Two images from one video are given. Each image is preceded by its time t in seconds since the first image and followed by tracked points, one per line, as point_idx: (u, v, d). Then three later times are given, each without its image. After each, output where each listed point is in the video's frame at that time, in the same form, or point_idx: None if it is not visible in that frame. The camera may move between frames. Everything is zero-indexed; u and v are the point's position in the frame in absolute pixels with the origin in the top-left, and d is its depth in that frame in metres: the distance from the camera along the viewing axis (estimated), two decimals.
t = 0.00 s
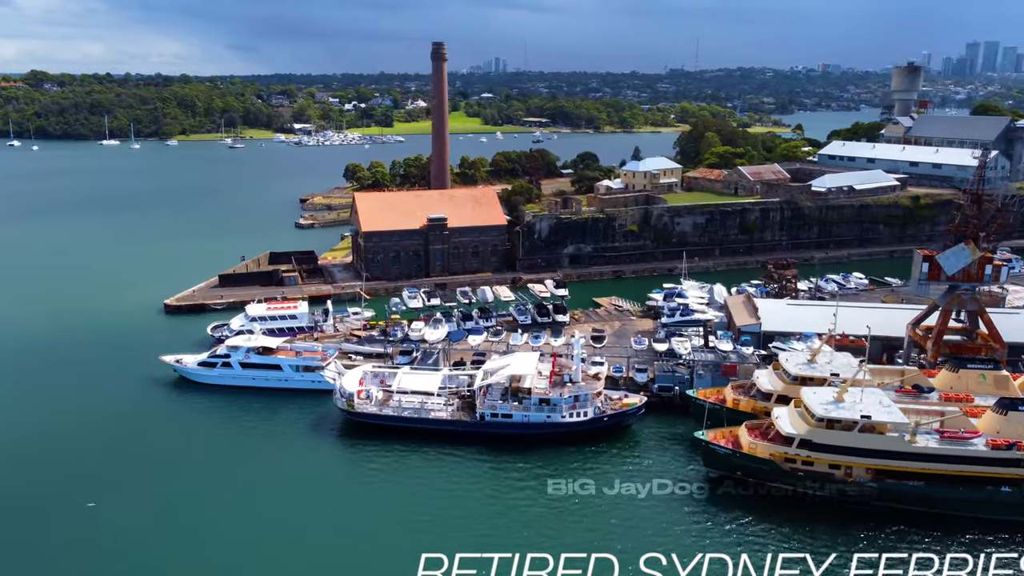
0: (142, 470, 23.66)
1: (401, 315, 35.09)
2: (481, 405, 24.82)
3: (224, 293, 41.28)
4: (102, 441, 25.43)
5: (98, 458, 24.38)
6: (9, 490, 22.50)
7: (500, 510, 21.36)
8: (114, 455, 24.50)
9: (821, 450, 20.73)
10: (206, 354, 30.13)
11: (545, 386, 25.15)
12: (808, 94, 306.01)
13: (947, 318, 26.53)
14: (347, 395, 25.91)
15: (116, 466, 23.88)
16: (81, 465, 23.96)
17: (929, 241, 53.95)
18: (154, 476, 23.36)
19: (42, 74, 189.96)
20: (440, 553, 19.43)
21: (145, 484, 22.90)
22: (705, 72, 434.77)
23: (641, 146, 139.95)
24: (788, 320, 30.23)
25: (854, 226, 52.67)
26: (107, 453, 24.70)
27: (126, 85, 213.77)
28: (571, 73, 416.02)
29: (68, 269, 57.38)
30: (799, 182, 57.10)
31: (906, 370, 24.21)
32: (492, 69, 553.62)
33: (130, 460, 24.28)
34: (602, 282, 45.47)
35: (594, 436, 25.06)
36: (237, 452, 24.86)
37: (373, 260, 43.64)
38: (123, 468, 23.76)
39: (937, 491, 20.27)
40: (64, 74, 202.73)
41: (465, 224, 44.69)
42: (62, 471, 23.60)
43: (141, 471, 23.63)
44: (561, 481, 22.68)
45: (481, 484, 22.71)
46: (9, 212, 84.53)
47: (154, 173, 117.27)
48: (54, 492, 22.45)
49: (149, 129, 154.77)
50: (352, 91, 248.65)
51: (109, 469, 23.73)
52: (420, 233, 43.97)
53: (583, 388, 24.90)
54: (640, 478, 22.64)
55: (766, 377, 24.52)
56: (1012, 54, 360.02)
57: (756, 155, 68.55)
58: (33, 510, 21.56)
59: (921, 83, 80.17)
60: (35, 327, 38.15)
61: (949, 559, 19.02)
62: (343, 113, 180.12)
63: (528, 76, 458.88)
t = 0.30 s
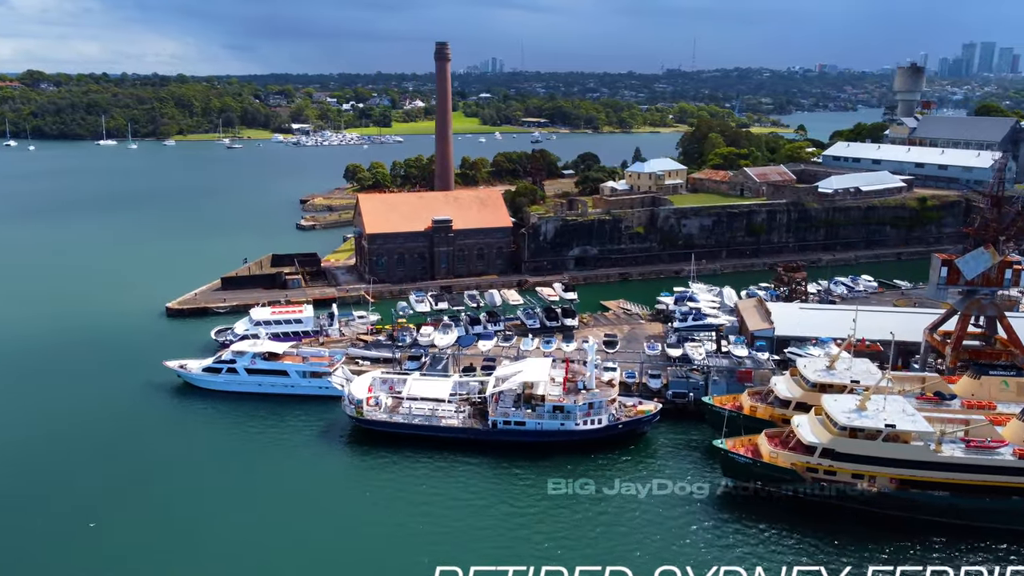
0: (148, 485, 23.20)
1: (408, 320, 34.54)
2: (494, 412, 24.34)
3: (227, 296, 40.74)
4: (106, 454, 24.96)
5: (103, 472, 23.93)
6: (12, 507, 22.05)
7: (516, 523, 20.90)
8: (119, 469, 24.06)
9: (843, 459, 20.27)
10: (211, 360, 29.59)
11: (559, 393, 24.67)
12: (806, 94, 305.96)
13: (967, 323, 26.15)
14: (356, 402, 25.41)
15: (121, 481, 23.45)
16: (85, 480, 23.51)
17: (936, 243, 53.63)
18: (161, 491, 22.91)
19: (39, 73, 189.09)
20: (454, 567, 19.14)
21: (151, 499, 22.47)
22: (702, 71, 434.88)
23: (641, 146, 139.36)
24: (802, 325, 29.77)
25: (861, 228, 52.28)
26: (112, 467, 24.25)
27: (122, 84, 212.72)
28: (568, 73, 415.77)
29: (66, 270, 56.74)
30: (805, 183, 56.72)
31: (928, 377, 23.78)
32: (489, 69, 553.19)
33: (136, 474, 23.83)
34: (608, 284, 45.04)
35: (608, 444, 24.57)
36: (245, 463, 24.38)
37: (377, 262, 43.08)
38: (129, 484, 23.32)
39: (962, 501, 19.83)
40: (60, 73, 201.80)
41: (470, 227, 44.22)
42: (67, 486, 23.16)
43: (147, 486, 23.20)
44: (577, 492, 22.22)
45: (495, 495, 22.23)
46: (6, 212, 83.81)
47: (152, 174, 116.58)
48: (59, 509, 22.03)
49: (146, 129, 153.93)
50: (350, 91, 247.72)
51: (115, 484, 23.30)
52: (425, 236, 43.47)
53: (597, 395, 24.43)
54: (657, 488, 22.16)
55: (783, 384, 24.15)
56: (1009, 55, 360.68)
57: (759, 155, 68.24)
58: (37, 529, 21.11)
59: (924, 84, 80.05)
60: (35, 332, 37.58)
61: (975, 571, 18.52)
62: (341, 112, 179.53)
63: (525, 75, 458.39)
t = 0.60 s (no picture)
0: (154, 495, 22.67)
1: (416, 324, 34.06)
2: (507, 420, 23.86)
3: (229, 299, 40.24)
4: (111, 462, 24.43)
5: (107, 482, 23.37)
6: (14, 520, 21.49)
7: (532, 533, 20.42)
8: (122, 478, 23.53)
9: (868, 469, 19.82)
10: (216, 365, 29.05)
11: (573, 401, 24.20)
12: (804, 95, 305.85)
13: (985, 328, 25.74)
14: (365, 409, 24.89)
15: (125, 491, 22.91)
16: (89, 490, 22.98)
17: (943, 244, 53.29)
18: (167, 502, 22.39)
19: (34, 72, 188.02)
20: None
21: (155, 508, 22.05)
22: (699, 71, 434.74)
23: (641, 146, 138.80)
24: (817, 329, 29.34)
25: (868, 230, 51.89)
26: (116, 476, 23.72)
27: (119, 84, 211.73)
28: (565, 73, 415.44)
29: (65, 270, 56.11)
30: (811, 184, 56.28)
31: (949, 384, 23.38)
32: (486, 68, 552.61)
33: (141, 484, 23.28)
34: (615, 287, 44.56)
35: (624, 452, 24.10)
36: (253, 472, 23.87)
37: (381, 265, 42.58)
38: (133, 495, 22.74)
39: (987, 512, 19.45)
40: (56, 72, 200.64)
41: (475, 229, 43.73)
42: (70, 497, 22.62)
43: (151, 495, 22.70)
44: (594, 502, 21.71)
45: (509, 504, 21.76)
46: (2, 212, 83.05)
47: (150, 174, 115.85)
48: (61, 521, 21.48)
49: (143, 129, 153.14)
50: (348, 91, 246.85)
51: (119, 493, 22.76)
52: (430, 238, 42.97)
53: (613, 402, 23.97)
54: (676, 499, 21.62)
55: (801, 390, 23.75)
56: (1006, 55, 360.22)
57: (764, 156, 67.87)
58: (40, 542, 20.58)
59: (928, 85, 79.74)
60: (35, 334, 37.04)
61: None
62: (340, 112, 178.89)
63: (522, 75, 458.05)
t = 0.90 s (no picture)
0: (159, 503, 22.17)
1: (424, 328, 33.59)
2: (521, 428, 23.38)
3: (232, 302, 39.72)
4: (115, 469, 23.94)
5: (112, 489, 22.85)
6: (17, 529, 20.95)
7: (549, 544, 19.95)
8: (127, 485, 23.02)
9: (893, 479, 19.38)
10: (221, 371, 28.53)
11: (588, 407, 23.73)
12: (802, 95, 305.83)
13: (1006, 334, 25.32)
14: (375, 416, 24.44)
15: (130, 498, 22.42)
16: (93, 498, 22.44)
17: (950, 246, 52.96)
18: (172, 509, 21.91)
19: (30, 71, 187.03)
20: None
21: (159, 516, 21.59)
22: (696, 71, 434.60)
23: (641, 146, 138.31)
24: (833, 334, 28.94)
25: (875, 232, 51.53)
26: (121, 482, 23.21)
27: (116, 84, 210.69)
28: (563, 74, 415.09)
29: (63, 271, 55.45)
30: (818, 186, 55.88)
31: (972, 392, 22.96)
32: (483, 68, 551.95)
33: (145, 490, 22.83)
34: (622, 290, 44.11)
35: (639, 460, 23.65)
36: (261, 480, 23.37)
37: (386, 267, 42.12)
38: (137, 501, 22.28)
39: (1015, 524, 19.02)
40: (52, 72, 199.72)
41: (480, 231, 43.28)
42: (75, 505, 22.09)
43: (156, 502, 22.23)
44: (612, 512, 21.23)
45: (524, 514, 21.29)
46: None
47: (147, 173, 115.04)
48: (66, 530, 20.96)
49: (140, 129, 152.34)
50: (346, 91, 246.04)
51: (124, 501, 22.25)
52: (435, 240, 42.51)
53: (629, 409, 23.53)
54: (695, 510, 21.13)
55: (820, 397, 23.36)
56: (1003, 56, 360.95)
57: (768, 157, 67.47)
58: (44, 552, 20.05)
59: (932, 85, 79.49)
60: (35, 337, 36.45)
61: None
62: (338, 112, 178.20)
63: (520, 75, 457.55)
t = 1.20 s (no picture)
0: (165, 512, 21.71)
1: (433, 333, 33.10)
2: (535, 436, 22.90)
3: (236, 305, 39.22)
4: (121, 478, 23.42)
5: (118, 500, 22.32)
6: (20, 540, 20.48)
7: (566, 555, 19.50)
8: (132, 494, 22.53)
9: (919, 489, 18.96)
10: (227, 376, 28.01)
11: (604, 415, 23.27)
12: (800, 96, 305.65)
13: None
14: (386, 424, 23.95)
15: (136, 507, 21.96)
16: (99, 508, 21.92)
17: (957, 248, 52.61)
18: (179, 518, 21.46)
19: (24, 71, 185.70)
20: None
21: (166, 525, 21.12)
22: (693, 71, 434.44)
23: (641, 147, 137.73)
24: (849, 338, 28.52)
25: (882, 234, 51.17)
26: (127, 493, 22.70)
27: (112, 83, 209.67)
28: (560, 74, 414.67)
29: (61, 272, 54.82)
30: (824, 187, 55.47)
31: (996, 400, 22.53)
32: (480, 68, 551.32)
33: (151, 498, 22.38)
34: (629, 292, 43.67)
35: (656, 468, 23.17)
36: (270, 490, 22.85)
37: (391, 270, 41.64)
38: (143, 510, 21.83)
39: None
40: (49, 71, 198.61)
41: (486, 233, 42.81)
42: (80, 516, 21.56)
43: (162, 511, 21.78)
44: (629, 523, 20.76)
45: (540, 525, 20.80)
46: None
47: (145, 173, 114.27)
48: (70, 541, 20.47)
49: (138, 129, 151.62)
50: (343, 90, 245.09)
51: (131, 512, 21.74)
52: (440, 243, 42.05)
53: (646, 417, 23.03)
54: (702, 514, 20.95)
55: (840, 404, 22.93)
56: (999, 57, 361.52)
57: (772, 158, 67.11)
58: (51, 571, 19.31)
59: (935, 86, 79.18)
60: (36, 341, 35.87)
61: None
62: (336, 112, 177.51)
63: (517, 74, 456.70)
